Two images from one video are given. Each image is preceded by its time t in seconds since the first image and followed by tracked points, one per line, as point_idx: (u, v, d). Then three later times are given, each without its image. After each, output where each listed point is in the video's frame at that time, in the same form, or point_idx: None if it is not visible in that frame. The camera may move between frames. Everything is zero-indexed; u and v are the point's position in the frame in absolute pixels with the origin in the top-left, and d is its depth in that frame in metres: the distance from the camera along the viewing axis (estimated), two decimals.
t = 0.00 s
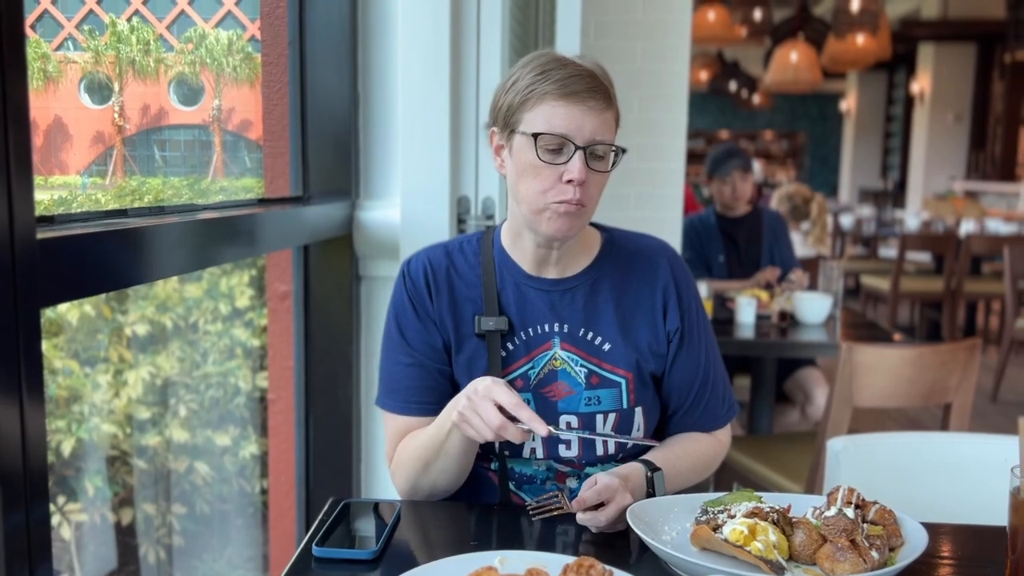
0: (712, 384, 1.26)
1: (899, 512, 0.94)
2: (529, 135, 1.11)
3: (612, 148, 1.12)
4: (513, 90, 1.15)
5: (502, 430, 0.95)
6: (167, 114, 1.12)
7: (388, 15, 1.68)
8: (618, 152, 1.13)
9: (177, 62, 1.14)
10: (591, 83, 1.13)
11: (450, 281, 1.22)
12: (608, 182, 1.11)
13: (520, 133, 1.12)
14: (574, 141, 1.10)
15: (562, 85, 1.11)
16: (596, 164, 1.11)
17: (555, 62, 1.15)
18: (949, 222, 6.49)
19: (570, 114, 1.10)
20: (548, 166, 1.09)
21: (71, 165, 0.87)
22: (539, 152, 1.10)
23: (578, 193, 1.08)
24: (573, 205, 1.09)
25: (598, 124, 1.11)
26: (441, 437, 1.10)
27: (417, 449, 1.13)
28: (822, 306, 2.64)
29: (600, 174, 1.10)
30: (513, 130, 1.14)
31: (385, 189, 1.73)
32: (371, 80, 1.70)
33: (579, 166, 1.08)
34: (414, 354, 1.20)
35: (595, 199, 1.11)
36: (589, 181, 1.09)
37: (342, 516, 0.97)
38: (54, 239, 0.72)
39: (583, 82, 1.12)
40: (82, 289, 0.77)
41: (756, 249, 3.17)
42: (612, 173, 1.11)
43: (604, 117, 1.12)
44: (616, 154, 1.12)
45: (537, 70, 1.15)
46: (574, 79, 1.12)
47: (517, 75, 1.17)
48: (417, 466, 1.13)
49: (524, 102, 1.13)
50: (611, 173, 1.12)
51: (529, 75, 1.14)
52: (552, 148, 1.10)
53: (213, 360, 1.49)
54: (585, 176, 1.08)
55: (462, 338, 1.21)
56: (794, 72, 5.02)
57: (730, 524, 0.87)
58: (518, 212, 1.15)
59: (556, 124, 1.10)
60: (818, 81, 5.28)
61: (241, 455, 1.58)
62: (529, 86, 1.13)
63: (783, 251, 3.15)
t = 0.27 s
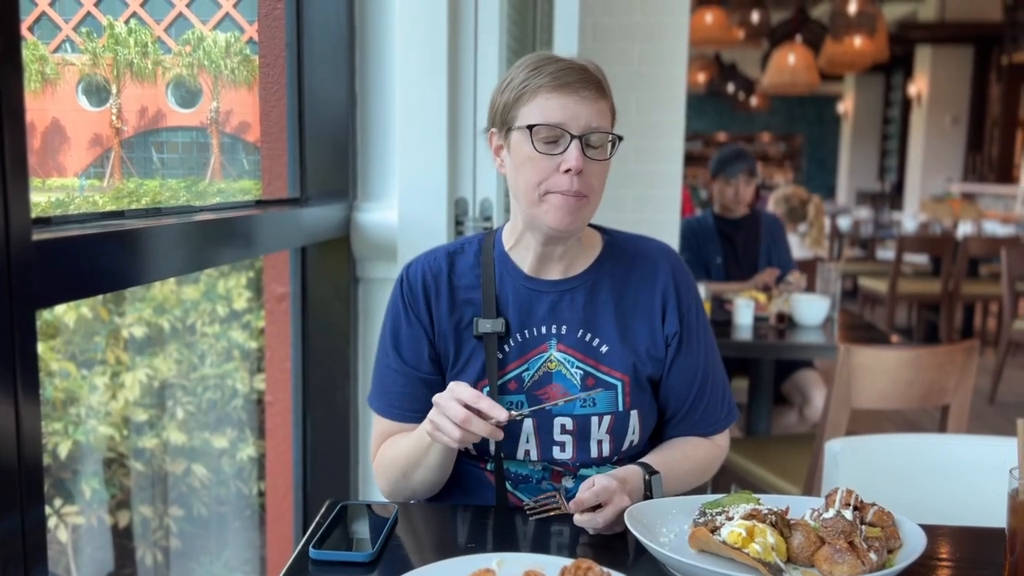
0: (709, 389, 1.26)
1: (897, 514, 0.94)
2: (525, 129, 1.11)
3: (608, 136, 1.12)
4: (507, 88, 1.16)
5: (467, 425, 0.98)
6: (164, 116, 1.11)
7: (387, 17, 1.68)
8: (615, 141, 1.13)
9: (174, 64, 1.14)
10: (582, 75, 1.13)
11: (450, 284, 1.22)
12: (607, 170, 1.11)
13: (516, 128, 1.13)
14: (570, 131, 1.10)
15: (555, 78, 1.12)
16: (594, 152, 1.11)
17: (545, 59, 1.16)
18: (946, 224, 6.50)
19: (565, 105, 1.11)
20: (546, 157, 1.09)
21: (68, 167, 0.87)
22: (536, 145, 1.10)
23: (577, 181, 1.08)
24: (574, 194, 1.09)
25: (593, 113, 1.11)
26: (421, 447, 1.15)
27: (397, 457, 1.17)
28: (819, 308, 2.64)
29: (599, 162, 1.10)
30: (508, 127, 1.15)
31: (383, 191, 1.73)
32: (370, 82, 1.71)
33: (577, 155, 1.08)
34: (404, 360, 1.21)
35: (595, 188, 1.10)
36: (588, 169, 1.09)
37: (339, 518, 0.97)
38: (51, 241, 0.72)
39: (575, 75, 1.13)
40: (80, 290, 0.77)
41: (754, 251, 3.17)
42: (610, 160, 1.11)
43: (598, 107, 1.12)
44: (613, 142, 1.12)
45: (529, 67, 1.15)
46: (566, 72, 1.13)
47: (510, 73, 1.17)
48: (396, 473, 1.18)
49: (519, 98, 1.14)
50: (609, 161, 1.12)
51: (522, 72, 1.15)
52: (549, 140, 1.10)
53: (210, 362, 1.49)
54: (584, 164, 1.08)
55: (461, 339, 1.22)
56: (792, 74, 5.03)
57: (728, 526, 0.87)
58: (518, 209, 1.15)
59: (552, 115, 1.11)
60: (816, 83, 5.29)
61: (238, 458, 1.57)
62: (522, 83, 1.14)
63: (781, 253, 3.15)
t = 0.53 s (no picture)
0: (710, 390, 1.26)
1: (896, 515, 0.94)
2: (513, 152, 1.11)
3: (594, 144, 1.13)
4: (485, 110, 1.15)
5: (460, 420, 0.99)
6: (163, 118, 1.11)
7: (384, 22, 1.68)
8: (600, 147, 1.14)
9: (173, 67, 1.14)
10: (560, 88, 1.13)
11: (448, 290, 1.23)
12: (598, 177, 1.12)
13: (503, 151, 1.13)
14: (559, 147, 1.11)
15: (534, 97, 1.12)
16: (583, 162, 1.11)
17: (517, 75, 1.15)
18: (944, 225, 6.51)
19: (550, 123, 1.11)
20: (540, 178, 1.10)
21: (67, 168, 0.87)
22: (528, 166, 1.10)
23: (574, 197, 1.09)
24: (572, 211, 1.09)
25: (577, 125, 1.12)
26: (421, 451, 1.15)
27: (397, 462, 1.17)
28: (818, 309, 2.64)
29: (589, 172, 1.11)
30: (494, 149, 1.14)
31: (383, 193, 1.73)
32: (368, 85, 1.70)
33: (569, 171, 1.09)
34: (400, 368, 1.22)
35: (590, 198, 1.11)
36: (582, 183, 1.10)
37: (338, 519, 0.97)
38: (48, 242, 0.72)
39: (553, 89, 1.12)
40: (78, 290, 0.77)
41: (753, 253, 3.17)
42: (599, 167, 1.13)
43: (581, 117, 1.13)
44: (600, 148, 1.13)
45: (504, 87, 1.14)
46: (543, 88, 1.12)
47: (484, 94, 1.16)
48: (395, 477, 1.18)
49: (501, 121, 1.13)
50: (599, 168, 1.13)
51: (498, 93, 1.14)
52: (538, 159, 1.11)
53: (209, 364, 1.48)
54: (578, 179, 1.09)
55: (459, 344, 1.22)
56: (790, 76, 5.03)
57: (728, 527, 0.87)
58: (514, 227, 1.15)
59: (538, 134, 1.11)
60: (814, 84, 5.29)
61: (237, 459, 1.57)
62: (501, 105, 1.13)
63: (780, 254, 3.15)
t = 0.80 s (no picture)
0: (708, 387, 1.25)
1: (896, 517, 0.94)
2: (506, 152, 1.11)
3: (589, 146, 1.12)
4: (481, 108, 1.15)
5: (451, 430, 0.99)
6: (162, 119, 1.11)
7: (382, 21, 1.68)
8: (596, 149, 1.14)
9: (173, 68, 1.13)
10: (557, 88, 1.12)
11: (445, 290, 1.23)
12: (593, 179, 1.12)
13: (497, 150, 1.13)
14: (552, 149, 1.10)
15: (530, 98, 1.11)
16: (578, 164, 1.11)
17: (515, 74, 1.15)
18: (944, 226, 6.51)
19: (544, 124, 1.10)
20: (531, 178, 1.10)
21: (66, 169, 0.86)
22: (520, 167, 1.10)
23: (566, 200, 1.09)
24: (564, 213, 1.10)
25: (572, 127, 1.11)
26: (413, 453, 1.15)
27: (390, 462, 1.17)
28: (818, 311, 2.64)
29: (583, 174, 1.11)
30: (489, 147, 1.15)
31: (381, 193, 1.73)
32: (367, 85, 1.70)
33: (561, 173, 1.09)
34: (395, 368, 1.22)
35: (583, 200, 1.11)
36: (574, 185, 1.09)
37: (337, 522, 0.97)
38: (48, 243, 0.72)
39: (550, 90, 1.12)
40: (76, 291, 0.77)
41: (752, 254, 3.17)
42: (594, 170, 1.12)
43: (576, 119, 1.12)
44: (595, 151, 1.13)
45: (501, 85, 1.14)
46: (539, 88, 1.12)
47: (482, 92, 1.16)
48: (389, 477, 1.18)
49: (495, 120, 1.13)
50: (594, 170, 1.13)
51: (494, 92, 1.14)
52: (531, 159, 1.11)
53: (208, 365, 1.48)
54: (570, 181, 1.09)
55: (456, 344, 1.22)
56: (789, 77, 5.03)
57: (728, 529, 0.87)
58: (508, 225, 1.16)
59: (533, 136, 1.10)
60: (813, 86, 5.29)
61: (236, 461, 1.57)
62: (496, 104, 1.13)
63: (779, 255, 3.15)
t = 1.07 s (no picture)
0: (707, 388, 1.25)
1: (897, 518, 0.93)
2: (495, 162, 1.11)
3: (579, 155, 1.11)
4: (474, 115, 1.15)
5: (441, 446, 1.00)
6: (162, 120, 1.11)
7: (383, 21, 1.68)
8: (587, 157, 1.13)
9: (172, 69, 1.13)
10: (547, 97, 1.11)
11: (445, 291, 1.23)
12: (583, 189, 1.12)
13: (488, 160, 1.13)
14: (539, 160, 1.10)
15: (518, 108, 1.10)
16: (567, 174, 1.11)
17: (507, 81, 1.14)
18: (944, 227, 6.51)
19: (531, 136, 1.10)
20: (518, 189, 1.10)
21: (66, 171, 0.86)
22: (507, 177, 1.11)
23: (552, 211, 1.09)
24: (551, 223, 1.10)
25: (561, 138, 1.10)
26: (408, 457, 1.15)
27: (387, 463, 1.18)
28: (818, 311, 2.64)
29: (572, 184, 1.10)
30: (481, 155, 1.15)
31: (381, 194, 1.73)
32: (366, 86, 1.70)
33: (548, 185, 1.09)
34: (394, 369, 1.23)
35: (572, 210, 1.11)
36: (561, 196, 1.09)
37: (337, 522, 0.96)
38: (49, 244, 0.72)
39: (540, 100, 1.11)
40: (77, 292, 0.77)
41: (752, 254, 3.17)
42: (584, 179, 1.12)
43: (567, 129, 1.11)
44: (585, 159, 1.12)
45: (492, 93, 1.13)
46: (529, 97, 1.11)
47: (476, 98, 1.16)
48: (386, 477, 1.18)
49: (485, 129, 1.13)
50: (585, 179, 1.12)
51: (486, 100, 1.13)
52: (519, 170, 1.11)
53: (208, 366, 1.48)
54: (556, 193, 1.09)
55: (455, 345, 1.22)
56: (789, 78, 5.03)
57: (729, 530, 0.87)
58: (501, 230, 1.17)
59: (519, 148, 1.10)
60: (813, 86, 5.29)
61: (236, 462, 1.57)
62: (487, 113, 1.13)
63: (779, 256, 3.15)
